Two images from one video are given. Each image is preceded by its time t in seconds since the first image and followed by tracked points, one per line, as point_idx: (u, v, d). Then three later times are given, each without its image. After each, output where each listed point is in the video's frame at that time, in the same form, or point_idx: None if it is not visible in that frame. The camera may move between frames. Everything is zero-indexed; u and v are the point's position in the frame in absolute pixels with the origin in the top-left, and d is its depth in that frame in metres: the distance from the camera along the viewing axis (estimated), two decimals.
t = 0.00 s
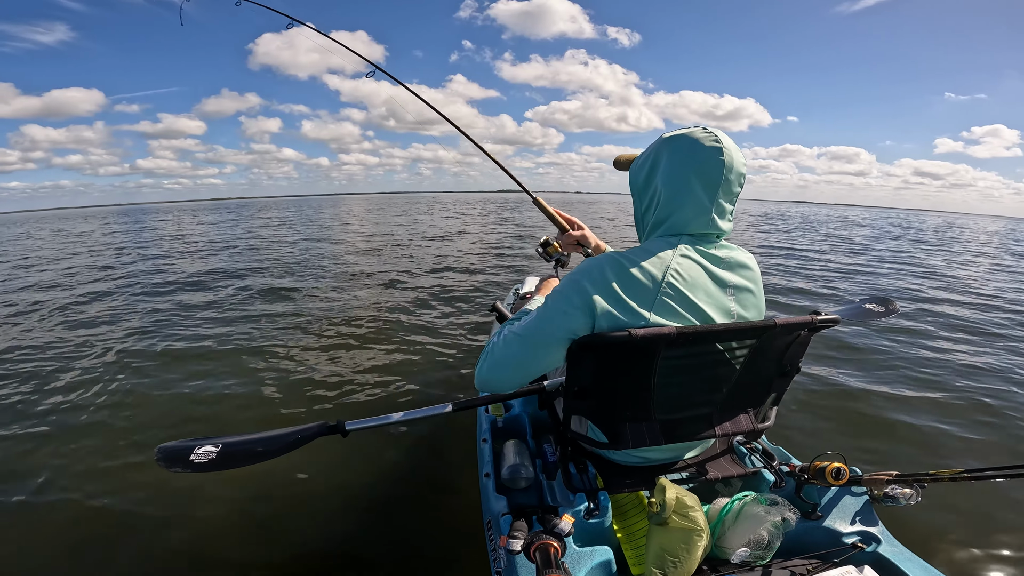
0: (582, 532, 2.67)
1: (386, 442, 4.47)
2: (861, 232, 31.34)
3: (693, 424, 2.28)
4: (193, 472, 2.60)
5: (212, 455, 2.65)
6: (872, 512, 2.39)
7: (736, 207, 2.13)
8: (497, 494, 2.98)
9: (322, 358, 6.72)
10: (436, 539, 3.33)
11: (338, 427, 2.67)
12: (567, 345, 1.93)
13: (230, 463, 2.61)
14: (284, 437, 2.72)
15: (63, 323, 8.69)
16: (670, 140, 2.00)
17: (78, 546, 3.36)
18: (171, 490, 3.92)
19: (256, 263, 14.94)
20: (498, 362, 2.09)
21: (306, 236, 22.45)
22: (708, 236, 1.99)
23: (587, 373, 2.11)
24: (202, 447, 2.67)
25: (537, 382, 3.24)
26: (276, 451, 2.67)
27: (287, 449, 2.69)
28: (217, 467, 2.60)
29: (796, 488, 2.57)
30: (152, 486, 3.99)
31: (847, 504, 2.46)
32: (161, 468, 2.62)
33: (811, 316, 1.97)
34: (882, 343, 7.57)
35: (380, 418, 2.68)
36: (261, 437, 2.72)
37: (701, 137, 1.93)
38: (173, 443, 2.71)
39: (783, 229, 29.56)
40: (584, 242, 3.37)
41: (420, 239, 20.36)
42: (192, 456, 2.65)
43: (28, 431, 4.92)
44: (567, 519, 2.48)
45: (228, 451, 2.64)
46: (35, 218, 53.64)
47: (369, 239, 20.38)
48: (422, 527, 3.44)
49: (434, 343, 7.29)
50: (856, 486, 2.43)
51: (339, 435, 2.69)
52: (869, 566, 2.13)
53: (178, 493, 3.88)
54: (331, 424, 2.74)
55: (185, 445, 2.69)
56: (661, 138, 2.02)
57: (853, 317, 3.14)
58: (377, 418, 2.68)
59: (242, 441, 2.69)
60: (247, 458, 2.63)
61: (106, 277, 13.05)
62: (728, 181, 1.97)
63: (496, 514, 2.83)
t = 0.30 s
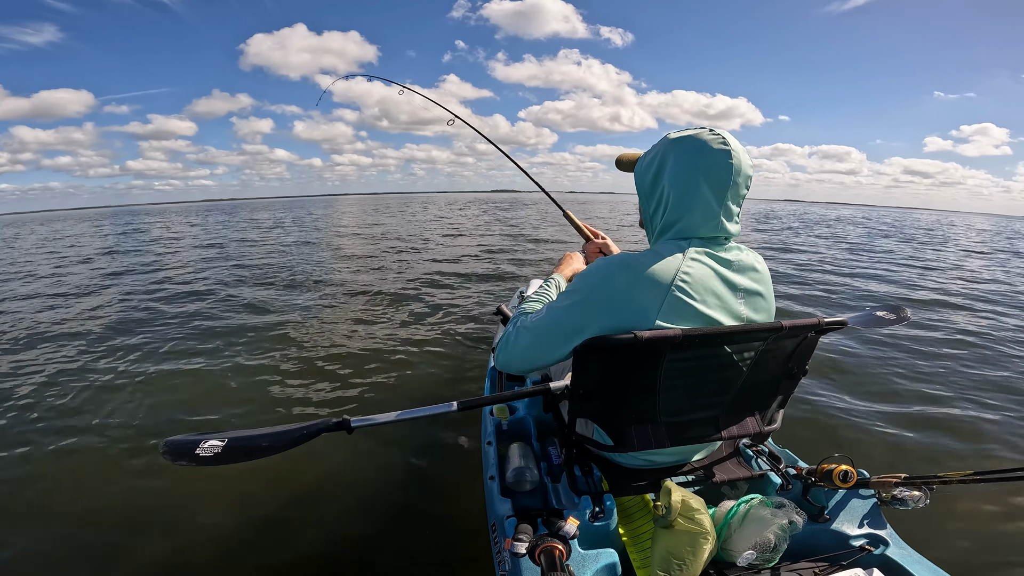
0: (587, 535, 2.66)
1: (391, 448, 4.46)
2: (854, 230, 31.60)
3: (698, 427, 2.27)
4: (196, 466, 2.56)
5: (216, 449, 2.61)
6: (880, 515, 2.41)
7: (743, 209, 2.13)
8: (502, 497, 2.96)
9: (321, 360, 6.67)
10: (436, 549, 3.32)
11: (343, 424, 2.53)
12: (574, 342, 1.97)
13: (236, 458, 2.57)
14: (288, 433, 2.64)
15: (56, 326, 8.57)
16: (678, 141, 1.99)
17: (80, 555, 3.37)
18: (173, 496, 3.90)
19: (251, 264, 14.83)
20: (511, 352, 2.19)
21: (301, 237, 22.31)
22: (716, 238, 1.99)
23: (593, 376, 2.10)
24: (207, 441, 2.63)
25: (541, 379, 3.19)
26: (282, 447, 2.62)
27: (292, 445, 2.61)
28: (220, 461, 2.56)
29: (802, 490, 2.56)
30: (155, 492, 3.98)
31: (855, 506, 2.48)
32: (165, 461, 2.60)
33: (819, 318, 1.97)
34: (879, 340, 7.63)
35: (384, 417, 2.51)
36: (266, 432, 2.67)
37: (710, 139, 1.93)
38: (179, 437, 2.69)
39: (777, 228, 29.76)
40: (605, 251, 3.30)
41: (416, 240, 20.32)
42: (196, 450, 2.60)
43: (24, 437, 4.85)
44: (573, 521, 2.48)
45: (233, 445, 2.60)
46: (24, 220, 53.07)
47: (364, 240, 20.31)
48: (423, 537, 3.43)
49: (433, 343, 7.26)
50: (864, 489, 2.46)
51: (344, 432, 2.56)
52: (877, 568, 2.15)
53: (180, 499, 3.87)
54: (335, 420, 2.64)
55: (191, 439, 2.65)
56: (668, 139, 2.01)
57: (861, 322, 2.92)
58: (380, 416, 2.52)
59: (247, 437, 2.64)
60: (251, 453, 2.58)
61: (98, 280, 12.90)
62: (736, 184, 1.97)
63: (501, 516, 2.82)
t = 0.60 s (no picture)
0: (589, 535, 2.67)
1: (392, 450, 4.41)
2: (847, 229, 31.83)
3: (700, 426, 2.27)
4: (199, 466, 2.52)
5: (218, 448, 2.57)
6: (882, 515, 2.42)
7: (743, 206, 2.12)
8: (504, 497, 2.96)
9: (320, 362, 6.63)
10: (438, 549, 3.30)
11: (343, 423, 2.49)
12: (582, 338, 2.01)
13: (238, 456, 2.53)
14: (290, 432, 2.60)
15: (52, 330, 8.50)
16: (675, 141, 2.00)
17: (75, 563, 3.30)
18: (170, 504, 3.84)
19: (248, 266, 14.76)
20: (529, 348, 2.28)
21: (297, 239, 22.23)
22: (716, 236, 1.99)
23: (595, 375, 2.10)
24: (208, 440, 2.60)
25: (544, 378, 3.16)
26: (283, 447, 2.57)
27: (294, 444, 2.57)
28: (223, 460, 2.52)
29: (805, 490, 2.57)
30: (151, 498, 3.92)
31: (858, 506, 2.48)
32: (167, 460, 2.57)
33: (821, 317, 1.97)
34: (876, 338, 7.66)
35: (385, 416, 2.48)
36: (268, 431, 2.62)
37: (706, 139, 1.94)
38: (180, 436, 2.65)
39: (772, 227, 29.91)
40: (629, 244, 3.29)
41: (413, 241, 20.27)
42: (197, 449, 2.56)
43: (20, 442, 4.80)
44: (574, 521, 2.44)
45: (234, 445, 2.56)
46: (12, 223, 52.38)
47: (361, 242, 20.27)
48: (424, 538, 3.40)
49: (432, 345, 7.22)
50: (867, 488, 2.46)
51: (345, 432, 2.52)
52: (880, 568, 2.15)
53: (177, 506, 3.81)
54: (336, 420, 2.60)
55: (191, 438, 2.63)
56: (664, 141, 2.03)
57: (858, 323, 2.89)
58: (383, 415, 2.48)
59: (250, 435, 2.61)
60: (253, 453, 2.54)
61: (94, 283, 12.82)
62: (734, 182, 1.96)
63: (503, 516, 2.81)
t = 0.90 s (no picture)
0: (583, 537, 2.64)
1: (388, 450, 4.39)
2: (841, 227, 31.99)
3: (698, 428, 2.25)
4: (194, 467, 2.48)
5: (213, 450, 2.52)
6: (877, 519, 2.42)
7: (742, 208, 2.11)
8: (499, 497, 2.92)
9: (317, 364, 6.59)
10: (434, 549, 3.27)
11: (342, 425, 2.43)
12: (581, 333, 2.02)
13: (235, 457, 2.48)
14: (288, 433, 2.53)
15: (46, 334, 8.44)
16: (674, 144, 1.99)
17: (69, 568, 3.24)
18: (162, 508, 3.77)
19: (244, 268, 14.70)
20: (530, 336, 2.30)
21: (293, 240, 22.16)
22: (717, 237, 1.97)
23: (593, 376, 2.08)
24: (204, 441, 2.54)
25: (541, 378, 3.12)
26: (281, 448, 2.51)
27: (291, 445, 2.51)
28: (219, 461, 2.47)
29: (799, 493, 2.56)
30: (141, 504, 3.83)
31: (852, 510, 2.47)
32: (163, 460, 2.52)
33: (818, 321, 1.96)
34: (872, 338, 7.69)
35: (385, 417, 2.42)
36: (265, 431, 2.56)
37: (704, 141, 1.93)
38: (175, 436, 2.60)
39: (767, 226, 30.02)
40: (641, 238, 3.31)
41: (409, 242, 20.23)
42: (193, 450, 2.52)
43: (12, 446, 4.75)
44: (570, 522, 2.44)
45: (230, 445, 2.51)
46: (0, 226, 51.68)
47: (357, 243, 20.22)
48: (422, 538, 3.39)
49: (428, 346, 7.18)
50: (862, 492, 2.46)
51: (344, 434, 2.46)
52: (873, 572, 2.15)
53: (169, 511, 3.73)
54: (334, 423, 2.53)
55: (188, 439, 2.57)
56: (663, 143, 2.02)
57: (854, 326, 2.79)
58: (383, 416, 2.43)
59: (247, 434, 2.55)
60: (250, 454, 2.49)
61: (90, 286, 12.75)
62: (733, 183, 1.95)
63: (499, 516, 2.77)
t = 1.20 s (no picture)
0: (581, 535, 2.63)
1: (386, 450, 4.34)
2: (836, 225, 32.18)
3: (698, 428, 2.25)
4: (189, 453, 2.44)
5: (209, 435, 2.48)
6: (875, 520, 2.42)
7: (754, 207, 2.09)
8: (498, 495, 2.91)
9: (316, 364, 6.56)
10: (433, 547, 3.24)
11: (340, 413, 2.36)
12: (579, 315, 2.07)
13: (230, 442, 2.44)
14: (286, 421, 2.49)
15: (44, 335, 8.40)
16: (684, 143, 1.98)
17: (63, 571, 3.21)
18: (149, 517, 3.68)
19: (242, 268, 14.66)
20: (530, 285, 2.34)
21: (291, 240, 22.10)
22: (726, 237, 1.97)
23: (593, 375, 2.07)
24: (199, 426, 2.51)
25: (541, 376, 3.04)
26: (278, 435, 2.45)
27: (288, 433, 2.45)
28: (213, 447, 2.43)
29: (798, 493, 2.56)
30: (125, 515, 3.72)
31: (850, 510, 2.48)
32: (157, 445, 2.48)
33: (817, 321, 1.96)
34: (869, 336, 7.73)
35: (387, 407, 2.38)
36: (263, 418, 2.51)
37: (715, 141, 1.92)
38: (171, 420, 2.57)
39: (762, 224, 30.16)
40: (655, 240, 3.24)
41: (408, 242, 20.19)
42: (189, 435, 2.48)
43: (8, 448, 4.72)
44: (569, 520, 2.42)
45: (226, 430, 2.46)
46: None
47: (355, 243, 20.19)
48: (422, 536, 3.35)
49: (427, 347, 7.14)
50: (859, 493, 2.46)
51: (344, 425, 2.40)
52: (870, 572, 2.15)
53: (154, 522, 3.62)
54: (333, 411, 2.44)
55: (184, 422, 2.53)
56: (674, 144, 2.01)
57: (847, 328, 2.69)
58: (384, 406, 2.38)
59: (243, 421, 2.51)
60: (246, 440, 2.44)
61: (88, 286, 12.71)
62: (744, 183, 1.93)
63: (497, 515, 2.76)
